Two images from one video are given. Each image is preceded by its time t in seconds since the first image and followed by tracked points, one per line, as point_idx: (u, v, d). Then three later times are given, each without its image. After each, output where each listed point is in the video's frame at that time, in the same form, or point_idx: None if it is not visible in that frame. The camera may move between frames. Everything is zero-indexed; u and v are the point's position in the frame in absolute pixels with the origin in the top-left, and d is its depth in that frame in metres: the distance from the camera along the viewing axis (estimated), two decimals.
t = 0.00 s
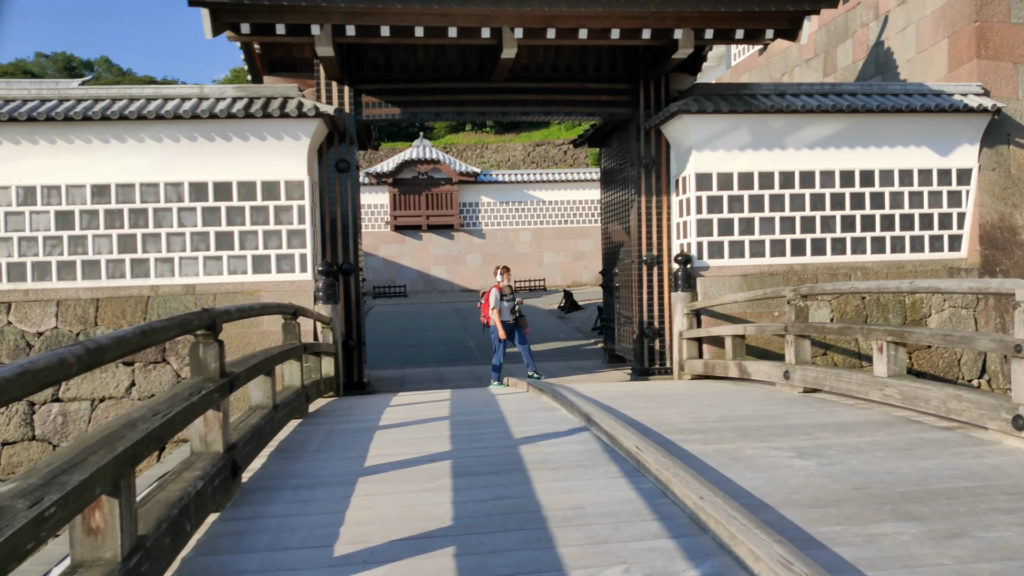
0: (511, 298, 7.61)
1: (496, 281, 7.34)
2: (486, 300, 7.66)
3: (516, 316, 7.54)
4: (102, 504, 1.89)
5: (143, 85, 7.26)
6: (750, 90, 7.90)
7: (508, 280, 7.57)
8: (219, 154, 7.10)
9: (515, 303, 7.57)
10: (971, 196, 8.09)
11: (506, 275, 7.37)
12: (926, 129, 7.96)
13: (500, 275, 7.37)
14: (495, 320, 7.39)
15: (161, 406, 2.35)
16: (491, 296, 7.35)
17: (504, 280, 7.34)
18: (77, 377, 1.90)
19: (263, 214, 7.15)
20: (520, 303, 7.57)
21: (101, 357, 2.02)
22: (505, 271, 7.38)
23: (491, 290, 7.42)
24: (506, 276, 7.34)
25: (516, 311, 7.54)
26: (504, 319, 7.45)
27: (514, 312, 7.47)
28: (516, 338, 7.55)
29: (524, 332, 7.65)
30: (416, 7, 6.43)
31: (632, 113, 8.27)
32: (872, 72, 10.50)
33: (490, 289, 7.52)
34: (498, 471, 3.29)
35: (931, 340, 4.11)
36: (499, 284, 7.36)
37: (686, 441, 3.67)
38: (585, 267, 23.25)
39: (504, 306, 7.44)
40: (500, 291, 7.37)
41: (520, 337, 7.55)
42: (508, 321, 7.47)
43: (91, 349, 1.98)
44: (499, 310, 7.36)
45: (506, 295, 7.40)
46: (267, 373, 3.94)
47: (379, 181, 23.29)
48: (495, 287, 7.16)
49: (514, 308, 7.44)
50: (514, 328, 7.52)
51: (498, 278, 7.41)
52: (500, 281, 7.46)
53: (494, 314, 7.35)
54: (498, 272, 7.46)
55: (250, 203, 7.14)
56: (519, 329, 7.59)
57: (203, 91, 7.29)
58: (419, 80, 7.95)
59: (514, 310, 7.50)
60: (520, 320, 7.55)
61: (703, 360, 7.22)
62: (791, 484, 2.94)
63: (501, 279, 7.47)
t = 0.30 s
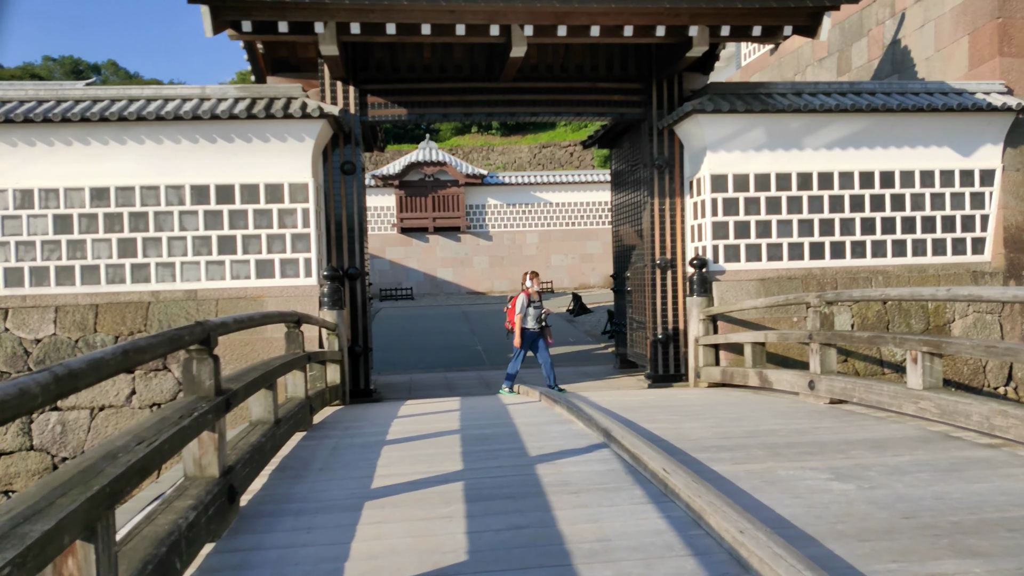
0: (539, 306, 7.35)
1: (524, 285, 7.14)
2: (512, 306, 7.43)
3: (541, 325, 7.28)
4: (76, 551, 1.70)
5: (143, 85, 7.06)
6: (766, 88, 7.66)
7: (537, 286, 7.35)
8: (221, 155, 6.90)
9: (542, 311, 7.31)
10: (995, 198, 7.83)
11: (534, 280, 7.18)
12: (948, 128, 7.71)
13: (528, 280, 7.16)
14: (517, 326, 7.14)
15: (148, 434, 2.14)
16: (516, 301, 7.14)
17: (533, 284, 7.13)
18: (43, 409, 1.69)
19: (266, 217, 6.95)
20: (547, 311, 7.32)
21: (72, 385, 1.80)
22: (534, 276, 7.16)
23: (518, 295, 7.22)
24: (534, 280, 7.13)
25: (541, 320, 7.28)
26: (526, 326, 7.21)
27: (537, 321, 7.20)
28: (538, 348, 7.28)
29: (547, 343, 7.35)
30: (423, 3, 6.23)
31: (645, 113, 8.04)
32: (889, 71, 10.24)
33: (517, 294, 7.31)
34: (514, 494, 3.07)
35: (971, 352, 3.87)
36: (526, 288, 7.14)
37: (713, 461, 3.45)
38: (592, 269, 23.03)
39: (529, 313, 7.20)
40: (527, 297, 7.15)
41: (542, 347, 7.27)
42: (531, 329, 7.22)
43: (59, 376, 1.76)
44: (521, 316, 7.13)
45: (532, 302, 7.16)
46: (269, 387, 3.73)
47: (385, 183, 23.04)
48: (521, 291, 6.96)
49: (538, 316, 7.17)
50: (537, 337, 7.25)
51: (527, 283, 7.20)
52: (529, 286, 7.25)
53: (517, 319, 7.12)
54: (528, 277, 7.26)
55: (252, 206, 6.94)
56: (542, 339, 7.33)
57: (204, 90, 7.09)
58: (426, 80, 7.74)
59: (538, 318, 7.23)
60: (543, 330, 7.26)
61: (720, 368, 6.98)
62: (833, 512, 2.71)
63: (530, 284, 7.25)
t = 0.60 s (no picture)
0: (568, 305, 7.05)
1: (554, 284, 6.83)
2: (538, 304, 7.08)
3: (569, 324, 6.97)
4: None
5: (140, 81, 6.82)
6: (784, 85, 7.40)
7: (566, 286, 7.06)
8: (219, 153, 6.67)
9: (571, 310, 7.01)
10: (1020, 198, 7.56)
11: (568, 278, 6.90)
12: (972, 125, 7.44)
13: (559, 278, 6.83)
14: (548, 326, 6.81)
15: (119, 459, 1.91)
16: (546, 300, 6.79)
17: (564, 283, 6.84)
18: None
19: (266, 218, 6.72)
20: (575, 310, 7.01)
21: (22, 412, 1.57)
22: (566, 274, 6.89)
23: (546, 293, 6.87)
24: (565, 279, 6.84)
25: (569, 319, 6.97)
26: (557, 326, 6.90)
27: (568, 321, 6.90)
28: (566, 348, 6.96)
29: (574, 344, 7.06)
30: None
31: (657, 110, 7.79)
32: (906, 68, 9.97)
33: (545, 293, 6.97)
34: (528, 517, 2.83)
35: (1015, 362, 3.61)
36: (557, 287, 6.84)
37: (741, 480, 3.20)
38: (599, 271, 22.79)
39: (559, 313, 6.86)
40: (556, 296, 6.82)
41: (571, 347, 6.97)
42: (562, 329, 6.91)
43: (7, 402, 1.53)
44: (552, 316, 6.79)
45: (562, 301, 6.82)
46: (263, 398, 3.49)
47: (390, 183, 22.77)
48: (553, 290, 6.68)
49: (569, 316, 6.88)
50: (566, 338, 6.93)
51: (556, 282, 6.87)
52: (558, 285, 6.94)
53: (547, 319, 6.80)
54: (558, 276, 6.98)
55: (252, 206, 6.71)
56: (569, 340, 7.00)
57: (202, 87, 6.86)
58: (431, 76, 7.51)
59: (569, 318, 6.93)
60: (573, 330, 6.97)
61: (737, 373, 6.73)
62: (881, 540, 2.46)
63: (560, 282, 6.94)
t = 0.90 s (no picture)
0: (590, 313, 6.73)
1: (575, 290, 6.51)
2: (560, 311, 6.78)
3: (593, 330, 6.66)
4: None
5: (134, 81, 6.59)
6: (800, 84, 7.15)
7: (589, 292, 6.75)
8: (216, 156, 6.44)
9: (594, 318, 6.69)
10: None
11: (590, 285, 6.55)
12: (997, 127, 7.16)
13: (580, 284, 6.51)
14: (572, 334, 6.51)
15: (72, 505, 1.68)
16: (568, 307, 6.49)
17: (586, 290, 6.50)
18: None
19: (264, 222, 6.48)
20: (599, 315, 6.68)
21: None
22: (587, 279, 6.57)
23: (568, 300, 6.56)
24: (586, 285, 6.51)
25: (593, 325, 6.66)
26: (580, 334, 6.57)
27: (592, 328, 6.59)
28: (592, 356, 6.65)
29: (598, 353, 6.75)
30: None
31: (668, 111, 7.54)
32: (924, 68, 9.72)
33: (566, 299, 6.67)
34: (542, 551, 2.57)
35: None
36: (579, 293, 6.54)
37: (772, 508, 2.94)
38: (605, 275, 22.53)
39: (583, 320, 6.55)
40: (578, 302, 6.52)
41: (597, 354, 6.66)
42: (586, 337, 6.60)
43: None
44: (576, 324, 6.48)
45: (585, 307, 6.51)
46: (255, 417, 3.25)
47: (394, 187, 22.52)
48: (577, 296, 6.38)
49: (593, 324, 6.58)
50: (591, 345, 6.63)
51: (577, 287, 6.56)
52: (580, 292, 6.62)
53: (569, 327, 6.48)
54: (579, 282, 6.64)
55: (250, 210, 6.48)
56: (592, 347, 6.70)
57: (199, 87, 6.63)
58: (436, 77, 7.27)
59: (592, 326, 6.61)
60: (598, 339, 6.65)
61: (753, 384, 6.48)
62: None
63: (581, 288, 6.62)
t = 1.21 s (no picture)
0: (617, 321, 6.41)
1: (602, 296, 6.18)
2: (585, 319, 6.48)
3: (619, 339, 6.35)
4: None
5: (129, 80, 6.36)
6: (819, 83, 6.90)
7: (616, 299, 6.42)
8: (213, 157, 6.22)
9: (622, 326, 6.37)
10: None
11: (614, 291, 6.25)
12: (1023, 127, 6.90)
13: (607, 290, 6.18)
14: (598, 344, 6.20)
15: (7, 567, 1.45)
16: (595, 315, 6.18)
17: (613, 296, 6.17)
18: None
19: (263, 226, 6.26)
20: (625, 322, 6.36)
21: None
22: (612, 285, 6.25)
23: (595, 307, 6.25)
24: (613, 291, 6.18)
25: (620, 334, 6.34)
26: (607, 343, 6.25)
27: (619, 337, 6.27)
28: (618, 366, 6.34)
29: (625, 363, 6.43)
30: None
31: (681, 111, 7.29)
32: (942, 68, 9.45)
33: (593, 306, 6.36)
34: None
35: None
36: (606, 301, 6.22)
37: (807, 539, 2.69)
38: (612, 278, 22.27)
39: (610, 329, 6.24)
40: (605, 309, 6.20)
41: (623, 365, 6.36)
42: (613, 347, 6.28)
43: None
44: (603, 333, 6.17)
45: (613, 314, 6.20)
46: (246, 437, 3.02)
47: (398, 190, 22.30)
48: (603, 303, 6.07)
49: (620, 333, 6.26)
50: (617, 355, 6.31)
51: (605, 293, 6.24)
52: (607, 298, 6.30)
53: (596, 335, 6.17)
54: (605, 287, 6.34)
55: (248, 213, 6.25)
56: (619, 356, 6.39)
57: (196, 86, 6.40)
58: (441, 75, 7.05)
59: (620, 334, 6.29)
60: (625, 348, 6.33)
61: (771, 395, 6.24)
62: None
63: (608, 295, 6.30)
